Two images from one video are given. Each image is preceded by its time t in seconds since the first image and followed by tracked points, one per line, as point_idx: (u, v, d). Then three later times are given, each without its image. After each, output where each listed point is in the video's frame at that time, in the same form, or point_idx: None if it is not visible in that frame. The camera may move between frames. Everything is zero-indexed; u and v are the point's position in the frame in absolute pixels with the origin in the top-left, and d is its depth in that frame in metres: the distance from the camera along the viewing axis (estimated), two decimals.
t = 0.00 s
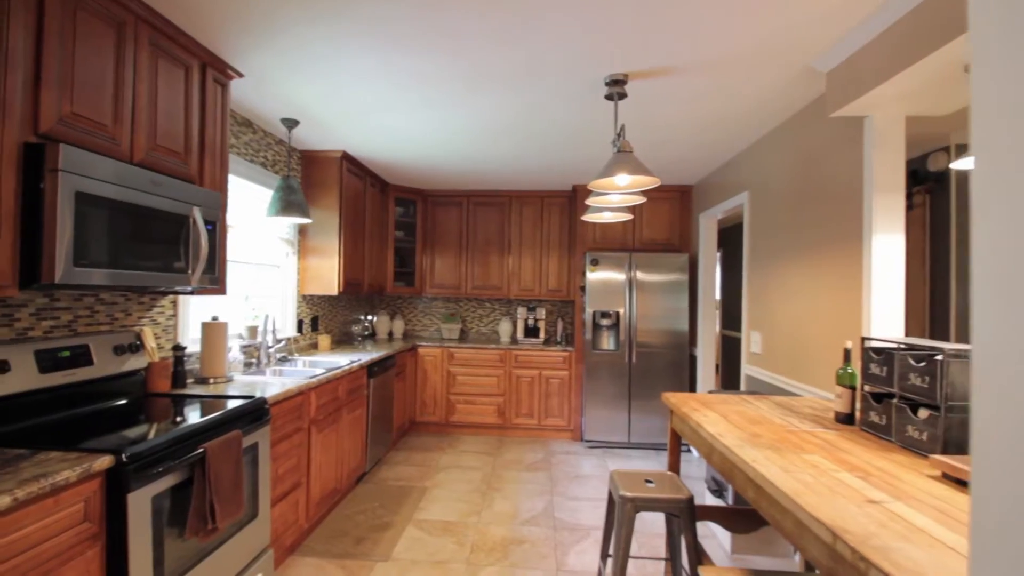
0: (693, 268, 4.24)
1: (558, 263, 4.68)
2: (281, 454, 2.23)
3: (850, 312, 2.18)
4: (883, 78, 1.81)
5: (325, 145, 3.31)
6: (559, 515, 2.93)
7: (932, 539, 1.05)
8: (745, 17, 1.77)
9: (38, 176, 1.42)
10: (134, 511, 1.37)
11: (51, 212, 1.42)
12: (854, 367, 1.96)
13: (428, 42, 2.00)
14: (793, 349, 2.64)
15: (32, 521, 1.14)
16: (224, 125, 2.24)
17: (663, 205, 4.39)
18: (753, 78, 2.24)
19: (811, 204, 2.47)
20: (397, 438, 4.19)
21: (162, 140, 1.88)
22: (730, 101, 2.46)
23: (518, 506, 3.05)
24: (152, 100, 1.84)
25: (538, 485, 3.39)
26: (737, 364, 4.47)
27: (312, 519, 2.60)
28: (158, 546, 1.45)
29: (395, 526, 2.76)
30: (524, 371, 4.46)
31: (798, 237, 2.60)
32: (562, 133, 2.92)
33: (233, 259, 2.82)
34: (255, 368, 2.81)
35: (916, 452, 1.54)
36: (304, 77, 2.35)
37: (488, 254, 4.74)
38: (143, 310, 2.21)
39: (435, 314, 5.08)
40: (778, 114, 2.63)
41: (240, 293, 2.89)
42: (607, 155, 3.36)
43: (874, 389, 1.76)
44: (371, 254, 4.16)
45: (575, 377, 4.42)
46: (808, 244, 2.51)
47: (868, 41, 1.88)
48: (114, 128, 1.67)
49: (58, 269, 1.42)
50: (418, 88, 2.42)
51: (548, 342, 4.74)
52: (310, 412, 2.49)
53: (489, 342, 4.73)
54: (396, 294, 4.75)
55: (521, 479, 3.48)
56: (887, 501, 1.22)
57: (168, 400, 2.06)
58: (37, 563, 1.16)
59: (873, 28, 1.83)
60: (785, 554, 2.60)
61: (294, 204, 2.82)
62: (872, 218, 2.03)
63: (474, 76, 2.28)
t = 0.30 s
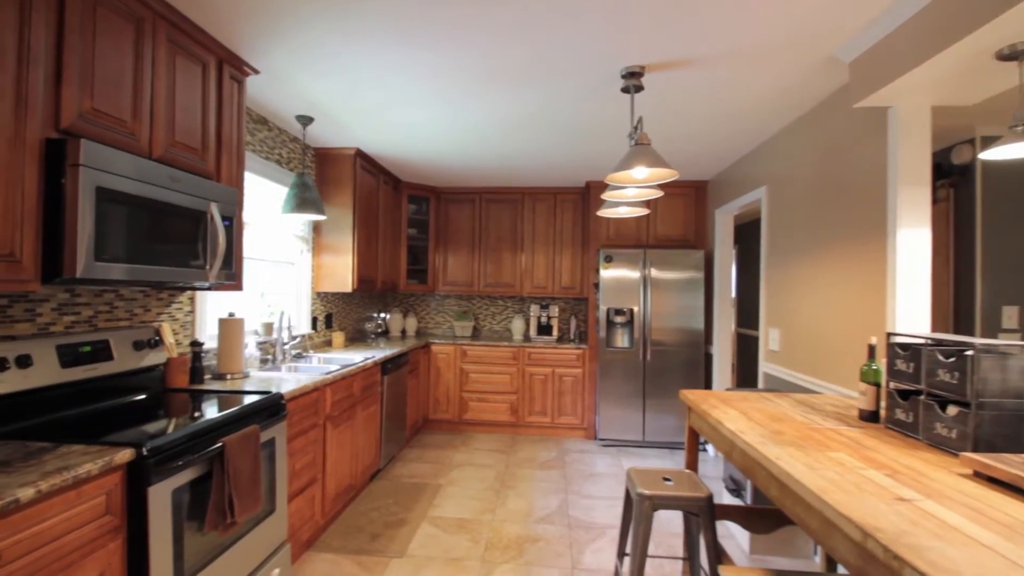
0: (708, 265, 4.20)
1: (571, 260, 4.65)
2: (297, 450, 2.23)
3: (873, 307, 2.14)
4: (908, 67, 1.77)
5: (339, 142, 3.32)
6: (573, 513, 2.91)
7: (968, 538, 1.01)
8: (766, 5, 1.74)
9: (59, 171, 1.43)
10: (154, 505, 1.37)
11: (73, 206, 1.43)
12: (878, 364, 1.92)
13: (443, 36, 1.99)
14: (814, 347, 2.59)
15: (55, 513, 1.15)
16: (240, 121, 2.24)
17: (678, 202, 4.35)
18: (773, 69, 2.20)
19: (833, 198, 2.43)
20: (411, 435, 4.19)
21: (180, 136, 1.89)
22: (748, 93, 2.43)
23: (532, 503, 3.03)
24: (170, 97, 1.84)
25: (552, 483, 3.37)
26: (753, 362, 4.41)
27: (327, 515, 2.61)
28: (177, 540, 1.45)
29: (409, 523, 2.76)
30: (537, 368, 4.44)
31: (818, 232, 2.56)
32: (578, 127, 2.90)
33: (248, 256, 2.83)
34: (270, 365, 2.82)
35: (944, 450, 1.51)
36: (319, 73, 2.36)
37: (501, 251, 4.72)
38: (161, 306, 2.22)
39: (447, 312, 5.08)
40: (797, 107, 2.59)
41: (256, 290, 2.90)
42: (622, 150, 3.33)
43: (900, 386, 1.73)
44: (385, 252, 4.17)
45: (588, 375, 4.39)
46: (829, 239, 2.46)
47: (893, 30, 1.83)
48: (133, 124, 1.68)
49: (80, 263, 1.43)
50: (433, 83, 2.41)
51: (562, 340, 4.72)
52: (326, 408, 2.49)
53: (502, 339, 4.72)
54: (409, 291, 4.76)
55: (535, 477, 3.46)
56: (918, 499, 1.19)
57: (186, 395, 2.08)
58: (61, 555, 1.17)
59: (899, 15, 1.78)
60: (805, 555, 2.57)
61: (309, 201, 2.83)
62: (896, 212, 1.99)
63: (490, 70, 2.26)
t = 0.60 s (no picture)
0: (725, 261, 4.15)
1: (585, 257, 4.62)
2: (314, 446, 2.23)
3: (899, 303, 2.09)
4: (937, 54, 1.72)
5: (354, 139, 3.32)
6: (590, 511, 2.88)
7: (1011, 538, 0.98)
8: None
9: (80, 166, 1.43)
10: (175, 499, 1.37)
11: (94, 200, 1.43)
12: (906, 360, 1.87)
13: (459, 29, 1.97)
14: (836, 343, 2.54)
15: (78, 507, 1.15)
16: (257, 117, 2.24)
17: (693, 198, 4.31)
18: (795, 59, 2.16)
19: (856, 192, 2.38)
20: (425, 433, 4.19)
21: (197, 131, 1.89)
22: (768, 84, 2.38)
23: (548, 501, 3.01)
24: (187, 92, 1.84)
25: (567, 481, 3.35)
26: (770, 360, 4.35)
27: (343, 512, 2.61)
28: (198, 534, 1.45)
29: (425, 520, 2.75)
30: (551, 366, 4.42)
31: (840, 226, 2.51)
32: (594, 120, 2.87)
33: (265, 253, 2.84)
34: (286, 361, 2.83)
35: (977, 448, 1.47)
36: (335, 69, 2.35)
37: (515, 249, 4.70)
38: (179, 302, 2.23)
39: (460, 310, 5.07)
40: (819, 98, 2.54)
41: (272, 287, 2.90)
42: (638, 145, 3.29)
43: (929, 382, 1.68)
44: (398, 249, 4.17)
45: (602, 373, 4.36)
46: (853, 234, 2.41)
47: (921, 17, 1.78)
48: (152, 119, 1.69)
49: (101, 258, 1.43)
50: (449, 77, 2.40)
51: (575, 337, 4.69)
52: (342, 405, 2.49)
53: (515, 337, 4.70)
54: (422, 289, 4.75)
55: (550, 476, 3.44)
56: (954, 498, 1.15)
57: (205, 391, 2.08)
58: (84, 548, 1.17)
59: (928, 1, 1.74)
60: (825, 555, 2.52)
61: (324, 198, 2.83)
62: (923, 204, 1.94)
63: (506, 63, 2.24)
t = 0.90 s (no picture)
0: (743, 258, 4.09)
1: (599, 254, 4.58)
2: (331, 443, 2.22)
3: (927, 299, 2.04)
4: (970, 42, 1.67)
5: (368, 136, 3.31)
6: (606, 510, 2.85)
7: None
8: None
9: (100, 161, 1.43)
10: (196, 496, 1.36)
11: (114, 195, 1.43)
12: (936, 357, 1.82)
13: (477, 22, 1.95)
14: (860, 340, 2.49)
15: (100, 504, 1.14)
16: (273, 113, 2.23)
17: (710, 193, 4.25)
18: (819, 49, 2.11)
19: (881, 185, 2.33)
20: (439, 430, 4.18)
21: (215, 127, 1.88)
22: (791, 75, 2.33)
23: (564, 500, 2.99)
24: (205, 88, 1.84)
25: (583, 479, 3.32)
26: (788, 358, 4.29)
27: (360, 509, 2.60)
28: (218, 531, 1.44)
29: (441, 517, 2.74)
30: (565, 364, 4.39)
31: (865, 221, 2.45)
32: (611, 113, 2.83)
33: (281, 250, 2.84)
34: (302, 358, 2.82)
35: (1014, 447, 1.42)
36: (351, 64, 2.34)
37: (528, 246, 4.68)
38: (197, 298, 2.23)
39: (473, 307, 5.05)
40: (842, 89, 2.49)
41: (288, 284, 2.90)
42: (655, 139, 3.25)
43: (962, 380, 1.63)
44: (412, 247, 4.16)
45: (617, 370, 4.32)
46: (878, 228, 2.36)
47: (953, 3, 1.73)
48: (171, 115, 1.68)
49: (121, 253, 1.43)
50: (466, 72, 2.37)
51: (590, 335, 4.65)
52: (358, 402, 2.48)
53: (529, 334, 4.68)
54: (435, 286, 4.74)
55: (566, 474, 3.41)
56: (996, 498, 1.11)
57: (222, 388, 2.08)
58: (107, 545, 1.16)
59: None
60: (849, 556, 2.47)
61: (338, 194, 2.82)
62: (953, 197, 1.89)
63: (523, 57, 2.21)
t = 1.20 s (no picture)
0: (763, 254, 4.02)
1: (615, 250, 4.53)
2: (349, 442, 2.20)
3: (962, 295, 1.97)
4: (1010, 28, 1.60)
5: (383, 132, 3.28)
6: (626, 510, 2.80)
7: None
8: None
9: (118, 156, 1.40)
10: (217, 496, 1.34)
11: (133, 191, 1.41)
12: (974, 354, 1.74)
13: (496, 14, 1.90)
14: (889, 337, 2.42)
15: (120, 505, 1.12)
16: (289, 108, 2.21)
17: (728, 189, 4.19)
18: (849, 38, 2.04)
19: (912, 177, 2.26)
20: (453, 428, 4.16)
21: (232, 122, 1.86)
22: (818, 64, 2.27)
23: (582, 499, 2.94)
24: (222, 82, 1.82)
25: (600, 479, 3.27)
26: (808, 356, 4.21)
27: (376, 508, 2.58)
28: (238, 531, 1.42)
29: (458, 517, 2.71)
30: (580, 362, 4.35)
31: (895, 214, 2.38)
32: (630, 106, 2.77)
33: (296, 247, 2.83)
34: (318, 356, 2.81)
35: None
36: (367, 58, 2.30)
37: (543, 243, 4.64)
38: (214, 296, 2.21)
39: (487, 304, 5.03)
40: (871, 79, 2.41)
41: (303, 282, 2.89)
42: (674, 132, 3.19)
43: (1002, 378, 1.56)
44: (426, 244, 4.13)
45: (633, 368, 4.27)
46: (908, 222, 2.29)
47: None
48: (188, 109, 1.66)
49: (140, 249, 1.41)
50: (483, 65, 2.33)
51: (605, 332, 4.61)
52: (375, 400, 2.46)
53: (544, 332, 4.65)
54: (449, 284, 4.72)
55: (583, 473, 3.37)
56: None
57: (239, 385, 2.06)
58: (128, 546, 1.14)
59: None
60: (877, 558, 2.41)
61: (353, 190, 2.80)
62: (991, 190, 1.82)
63: (543, 49, 2.16)
